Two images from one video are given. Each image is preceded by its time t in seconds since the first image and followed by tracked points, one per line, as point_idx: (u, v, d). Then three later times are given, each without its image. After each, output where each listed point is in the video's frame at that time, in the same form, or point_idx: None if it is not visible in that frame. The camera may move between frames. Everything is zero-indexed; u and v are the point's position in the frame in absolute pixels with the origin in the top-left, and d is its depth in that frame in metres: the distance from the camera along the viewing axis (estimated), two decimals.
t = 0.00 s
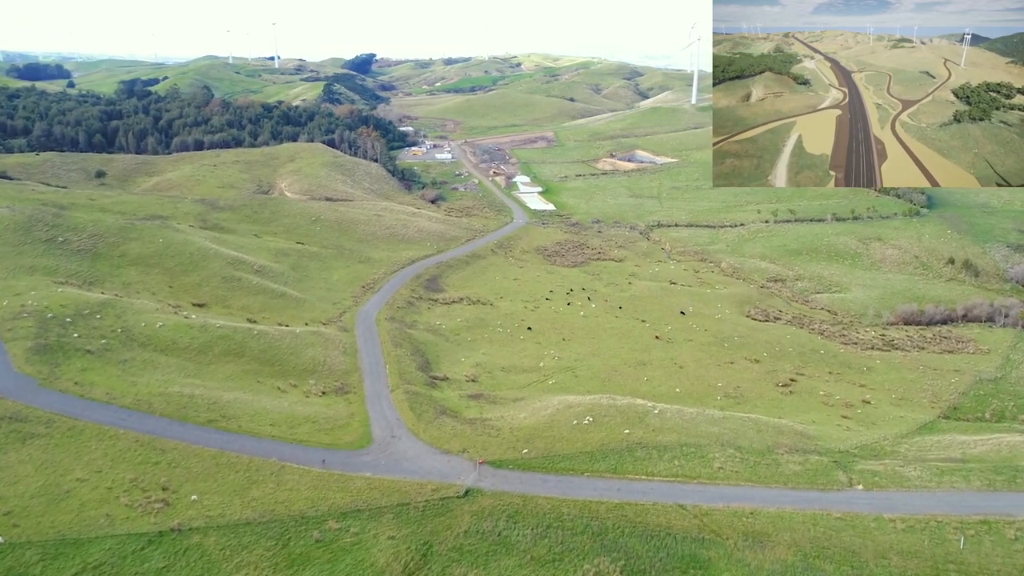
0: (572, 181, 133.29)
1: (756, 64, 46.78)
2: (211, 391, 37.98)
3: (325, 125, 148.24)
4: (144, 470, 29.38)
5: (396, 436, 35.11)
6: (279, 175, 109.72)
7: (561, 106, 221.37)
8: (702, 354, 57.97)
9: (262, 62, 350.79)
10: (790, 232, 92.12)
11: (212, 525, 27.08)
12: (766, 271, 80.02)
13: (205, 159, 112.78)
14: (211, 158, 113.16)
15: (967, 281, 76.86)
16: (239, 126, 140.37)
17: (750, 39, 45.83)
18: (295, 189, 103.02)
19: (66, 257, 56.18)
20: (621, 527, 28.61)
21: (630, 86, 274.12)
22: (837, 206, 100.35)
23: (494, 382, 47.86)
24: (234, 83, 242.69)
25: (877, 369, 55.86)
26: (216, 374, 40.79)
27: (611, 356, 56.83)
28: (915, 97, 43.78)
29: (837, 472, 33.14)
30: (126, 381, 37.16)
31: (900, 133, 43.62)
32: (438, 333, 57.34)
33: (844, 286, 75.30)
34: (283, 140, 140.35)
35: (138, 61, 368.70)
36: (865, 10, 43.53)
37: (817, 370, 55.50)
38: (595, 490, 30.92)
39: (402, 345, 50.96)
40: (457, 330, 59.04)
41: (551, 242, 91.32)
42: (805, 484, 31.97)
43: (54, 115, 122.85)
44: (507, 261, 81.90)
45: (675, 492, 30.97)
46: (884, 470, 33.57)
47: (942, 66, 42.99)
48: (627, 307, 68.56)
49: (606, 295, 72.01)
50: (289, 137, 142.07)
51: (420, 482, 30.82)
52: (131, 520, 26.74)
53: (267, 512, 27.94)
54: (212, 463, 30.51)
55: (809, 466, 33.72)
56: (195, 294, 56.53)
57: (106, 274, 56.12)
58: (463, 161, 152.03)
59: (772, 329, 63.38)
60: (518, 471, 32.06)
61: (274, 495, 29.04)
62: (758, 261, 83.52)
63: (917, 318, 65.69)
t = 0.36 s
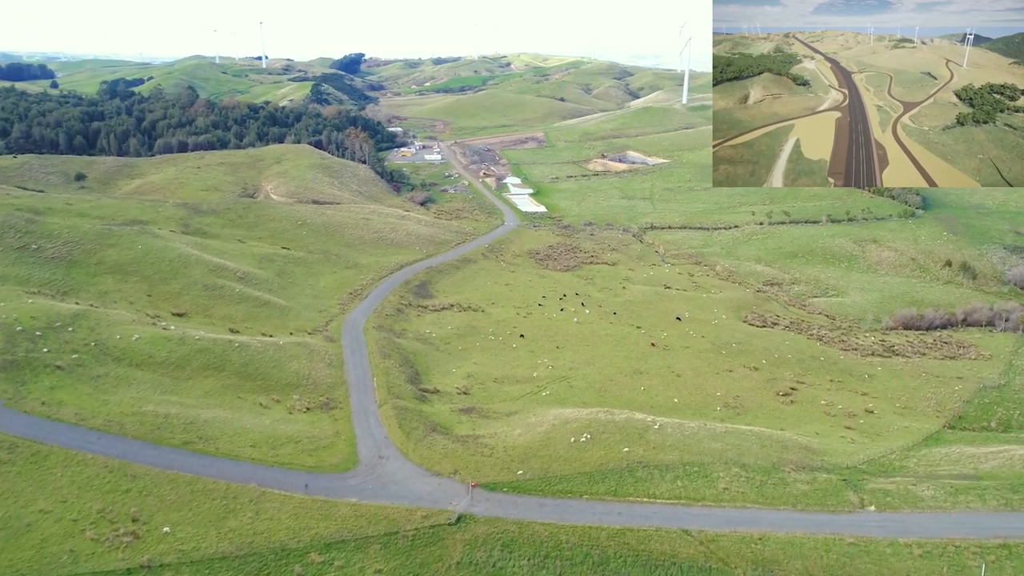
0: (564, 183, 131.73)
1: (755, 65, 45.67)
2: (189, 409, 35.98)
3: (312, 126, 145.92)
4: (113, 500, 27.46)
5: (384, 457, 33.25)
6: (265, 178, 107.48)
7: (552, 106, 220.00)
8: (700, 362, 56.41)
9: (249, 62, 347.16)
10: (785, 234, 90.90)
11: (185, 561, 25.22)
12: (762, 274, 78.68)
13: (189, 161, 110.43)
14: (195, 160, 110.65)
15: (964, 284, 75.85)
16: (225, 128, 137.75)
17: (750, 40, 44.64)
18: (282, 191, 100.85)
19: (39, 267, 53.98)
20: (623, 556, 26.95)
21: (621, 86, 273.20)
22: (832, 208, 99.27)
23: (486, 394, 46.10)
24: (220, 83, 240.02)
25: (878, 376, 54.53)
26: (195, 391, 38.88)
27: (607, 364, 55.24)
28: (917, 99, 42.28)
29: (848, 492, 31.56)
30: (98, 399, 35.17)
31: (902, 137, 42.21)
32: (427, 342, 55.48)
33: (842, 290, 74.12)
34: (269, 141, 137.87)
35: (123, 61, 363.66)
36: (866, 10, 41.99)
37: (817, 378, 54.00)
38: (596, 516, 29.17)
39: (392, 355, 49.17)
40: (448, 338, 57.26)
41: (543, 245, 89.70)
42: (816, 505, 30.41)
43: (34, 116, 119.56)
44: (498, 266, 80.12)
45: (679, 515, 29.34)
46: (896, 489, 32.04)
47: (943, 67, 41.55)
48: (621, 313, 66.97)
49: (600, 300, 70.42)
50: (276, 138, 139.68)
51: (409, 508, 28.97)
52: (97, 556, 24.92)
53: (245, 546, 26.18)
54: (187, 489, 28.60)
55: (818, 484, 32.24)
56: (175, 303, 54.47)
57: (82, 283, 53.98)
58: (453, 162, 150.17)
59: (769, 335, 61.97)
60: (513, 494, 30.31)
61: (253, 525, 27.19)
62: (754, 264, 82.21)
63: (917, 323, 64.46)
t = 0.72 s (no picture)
0: (557, 184, 129.89)
1: (754, 66, 46.90)
2: (166, 429, 34.03)
3: (302, 127, 143.70)
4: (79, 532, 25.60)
5: (373, 479, 31.48)
6: (253, 180, 105.35)
7: (544, 106, 218.28)
8: (699, 370, 54.83)
9: (239, 62, 343.74)
10: (782, 236, 89.59)
11: None
12: (760, 278, 77.30)
13: (175, 162, 108.01)
14: (181, 162, 108.35)
15: (965, 287, 74.63)
16: (212, 128, 135.38)
17: (750, 39, 45.65)
18: (269, 194, 98.65)
19: (13, 275, 51.90)
20: None
21: (614, 86, 271.76)
22: (829, 209, 98.10)
23: (480, 407, 44.34)
24: (209, 83, 237.43)
25: (882, 384, 53.11)
26: (174, 408, 36.99)
27: (604, 373, 53.59)
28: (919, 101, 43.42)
29: (860, 514, 29.98)
30: (69, 419, 33.26)
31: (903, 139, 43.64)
32: (418, 352, 53.75)
33: (841, 294, 72.84)
34: (258, 142, 135.51)
35: (111, 60, 359.18)
36: (867, 10, 43.10)
37: (820, 387, 52.49)
38: (597, 543, 27.51)
39: (381, 366, 47.35)
40: (440, 347, 55.49)
41: (537, 248, 88.03)
42: (828, 529, 28.82)
43: (16, 117, 116.96)
44: (491, 270, 78.36)
45: (685, 542, 27.70)
46: (912, 510, 30.45)
47: (946, 68, 42.66)
48: (618, 319, 65.41)
49: (596, 306, 68.80)
50: (264, 139, 137.08)
51: (398, 537, 27.21)
52: None
53: None
54: (161, 519, 26.76)
55: (829, 506, 30.65)
56: (157, 311, 52.52)
57: (59, 291, 51.96)
58: (445, 163, 148.21)
59: (769, 342, 60.46)
60: (509, 520, 28.57)
61: (230, 559, 25.34)
62: (752, 267, 80.82)
63: (919, 328, 63.15)
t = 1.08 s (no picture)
0: (551, 186, 128.20)
1: (752, 65, 49.04)
2: (139, 452, 32.05)
3: (292, 128, 141.33)
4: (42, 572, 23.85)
5: (362, 504, 29.74)
6: (241, 182, 103.12)
7: (537, 106, 216.24)
8: (699, 380, 53.25)
9: (229, 61, 339.78)
10: (780, 239, 88.21)
11: None
12: (759, 282, 75.98)
13: (161, 165, 105.67)
14: (167, 164, 105.98)
15: (967, 291, 73.48)
16: (200, 129, 132.92)
17: (750, 39, 47.92)
18: (257, 197, 96.49)
19: None
20: None
21: (607, 86, 269.81)
22: (827, 211, 96.85)
23: (475, 421, 42.59)
24: (199, 83, 235.14)
25: (888, 393, 51.60)
26: (151, 428, 35.03)
27: (602, 383, 51.93)
28: (921, 103, 45.42)
29: (877, 539, 28.43)
30: (36, 443, 31.35)
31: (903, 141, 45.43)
32: (410, 362, 51.97)
33: (842, 298, 71.46)
34: (246, 143, 133.00)
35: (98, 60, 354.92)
36: (868, 10, 45.27)
37: (824, 397, 50.97)
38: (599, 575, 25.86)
39: (371, 379, 45.48)
40: (432, 357, 53.68)
41: (531, 251, 86.27)
42: (843, 557, 27.20)
43: None
44: (485, 275, 76.59)
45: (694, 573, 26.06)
46: (930, 534, 28.90)
47: (948, 68, 44.77)
48: (615, 325, 63.79)
49: (593, 312, 67.08)
50: (253, 141, 134.82)
51: (387, 570, 25.51)
52: None
53: None
54: (130, 555, 24.98)
55: (843, 530, 29.02)
56: (139, 321, 50.62)
57: (35, 301, 49.92)
58: (438, 164, 146.15)
59: (770, 349, 58.88)
60: (506, 551, 26.91)
61: None
62: (750, 271, 79.50)
63: (923, 334, 61.78)
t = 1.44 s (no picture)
0: (546, 187, 126.49)
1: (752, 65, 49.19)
2: (113, 478, 30.21)
3: (282, 129, 139.11)
4: None
5: (350, 533, 28.31)
6: (229, 185, 101.04)
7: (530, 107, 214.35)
8: (701, 390, 51.66)
9: (220, 62, 336.13)
10: (779, 242, 86.88)
11: None
12: (758, 286, 74.56)
13: (148, 167, 103.44)
14: (154, 166, 103.81)
15: (970, 294, 72.29)
16: (188, 131, 130.66)
17: (751, 40, 48.18)
18: (246, 200, 94.43)
19: None
20: None
21: (601, 86, 267.98)
22: (826, 213, 95.60)
23: (470, 437, 40.94)
24: (188, 83, 232.24)
25: (895, 402, 50.21)
26: (128, 449, 33.20)
27: (601, 394, 50.29)
28: (923, 104, 46.24)
29: (898, 569, 27.20)
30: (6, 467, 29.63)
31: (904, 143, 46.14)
32: (403, 372, 50.24)
33: (843, 303, 70.18)
34: (235, 144, 130.69)
35: (87, 60, 350.36)
36: (869, 10, 45.97)
37: (829, 407, 49.51)
38: None
39: (362, 391, 43.77)
40: (425, 367, 51.95)
41: (527, 255, 84.62)
42: None
43: None
44: (479, 280, 74.86)
45: None
46: (953, 564, 27.52)
47: (950, 70, 45.70)
48: (613, 332, 62.18)
49: (590, 318, 65.45)
50: (243, 142, 132.50)
51: None
52: None
53: None
54: None
55: (861, 561, 27.59)
56: (120, 332, 48.68)
57: (13, 311, 48.09)
58: (431, 165, 144.20)
59: (773, 357, 57.39)
60: None
61: None
62: (750, 275, 78.08)
63: (928, 339, 60.45)
